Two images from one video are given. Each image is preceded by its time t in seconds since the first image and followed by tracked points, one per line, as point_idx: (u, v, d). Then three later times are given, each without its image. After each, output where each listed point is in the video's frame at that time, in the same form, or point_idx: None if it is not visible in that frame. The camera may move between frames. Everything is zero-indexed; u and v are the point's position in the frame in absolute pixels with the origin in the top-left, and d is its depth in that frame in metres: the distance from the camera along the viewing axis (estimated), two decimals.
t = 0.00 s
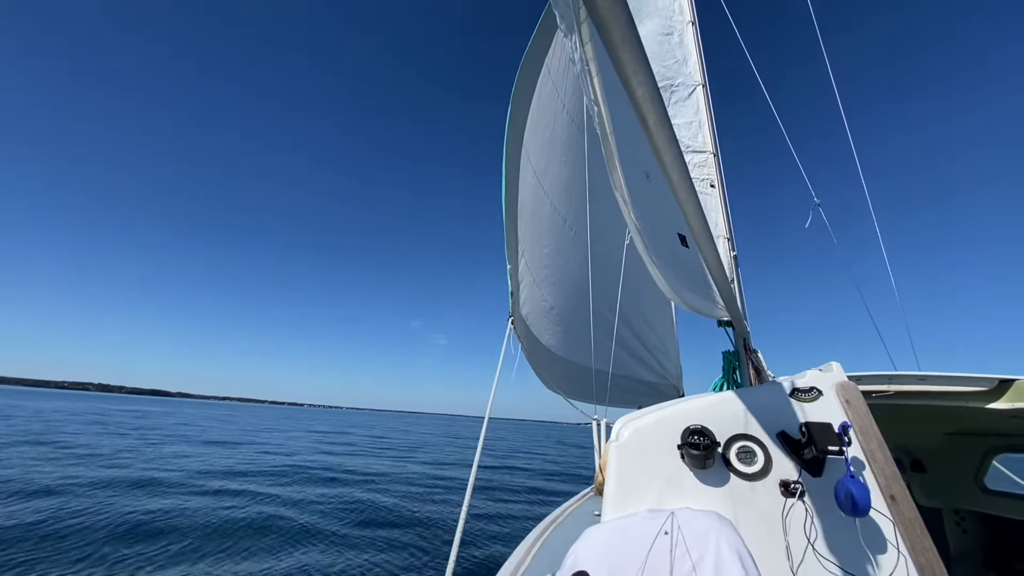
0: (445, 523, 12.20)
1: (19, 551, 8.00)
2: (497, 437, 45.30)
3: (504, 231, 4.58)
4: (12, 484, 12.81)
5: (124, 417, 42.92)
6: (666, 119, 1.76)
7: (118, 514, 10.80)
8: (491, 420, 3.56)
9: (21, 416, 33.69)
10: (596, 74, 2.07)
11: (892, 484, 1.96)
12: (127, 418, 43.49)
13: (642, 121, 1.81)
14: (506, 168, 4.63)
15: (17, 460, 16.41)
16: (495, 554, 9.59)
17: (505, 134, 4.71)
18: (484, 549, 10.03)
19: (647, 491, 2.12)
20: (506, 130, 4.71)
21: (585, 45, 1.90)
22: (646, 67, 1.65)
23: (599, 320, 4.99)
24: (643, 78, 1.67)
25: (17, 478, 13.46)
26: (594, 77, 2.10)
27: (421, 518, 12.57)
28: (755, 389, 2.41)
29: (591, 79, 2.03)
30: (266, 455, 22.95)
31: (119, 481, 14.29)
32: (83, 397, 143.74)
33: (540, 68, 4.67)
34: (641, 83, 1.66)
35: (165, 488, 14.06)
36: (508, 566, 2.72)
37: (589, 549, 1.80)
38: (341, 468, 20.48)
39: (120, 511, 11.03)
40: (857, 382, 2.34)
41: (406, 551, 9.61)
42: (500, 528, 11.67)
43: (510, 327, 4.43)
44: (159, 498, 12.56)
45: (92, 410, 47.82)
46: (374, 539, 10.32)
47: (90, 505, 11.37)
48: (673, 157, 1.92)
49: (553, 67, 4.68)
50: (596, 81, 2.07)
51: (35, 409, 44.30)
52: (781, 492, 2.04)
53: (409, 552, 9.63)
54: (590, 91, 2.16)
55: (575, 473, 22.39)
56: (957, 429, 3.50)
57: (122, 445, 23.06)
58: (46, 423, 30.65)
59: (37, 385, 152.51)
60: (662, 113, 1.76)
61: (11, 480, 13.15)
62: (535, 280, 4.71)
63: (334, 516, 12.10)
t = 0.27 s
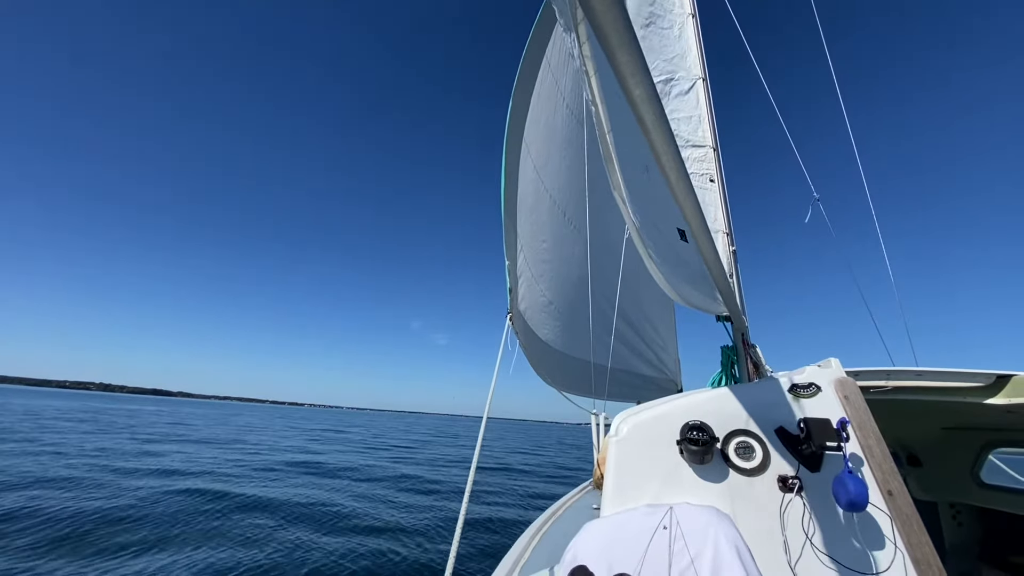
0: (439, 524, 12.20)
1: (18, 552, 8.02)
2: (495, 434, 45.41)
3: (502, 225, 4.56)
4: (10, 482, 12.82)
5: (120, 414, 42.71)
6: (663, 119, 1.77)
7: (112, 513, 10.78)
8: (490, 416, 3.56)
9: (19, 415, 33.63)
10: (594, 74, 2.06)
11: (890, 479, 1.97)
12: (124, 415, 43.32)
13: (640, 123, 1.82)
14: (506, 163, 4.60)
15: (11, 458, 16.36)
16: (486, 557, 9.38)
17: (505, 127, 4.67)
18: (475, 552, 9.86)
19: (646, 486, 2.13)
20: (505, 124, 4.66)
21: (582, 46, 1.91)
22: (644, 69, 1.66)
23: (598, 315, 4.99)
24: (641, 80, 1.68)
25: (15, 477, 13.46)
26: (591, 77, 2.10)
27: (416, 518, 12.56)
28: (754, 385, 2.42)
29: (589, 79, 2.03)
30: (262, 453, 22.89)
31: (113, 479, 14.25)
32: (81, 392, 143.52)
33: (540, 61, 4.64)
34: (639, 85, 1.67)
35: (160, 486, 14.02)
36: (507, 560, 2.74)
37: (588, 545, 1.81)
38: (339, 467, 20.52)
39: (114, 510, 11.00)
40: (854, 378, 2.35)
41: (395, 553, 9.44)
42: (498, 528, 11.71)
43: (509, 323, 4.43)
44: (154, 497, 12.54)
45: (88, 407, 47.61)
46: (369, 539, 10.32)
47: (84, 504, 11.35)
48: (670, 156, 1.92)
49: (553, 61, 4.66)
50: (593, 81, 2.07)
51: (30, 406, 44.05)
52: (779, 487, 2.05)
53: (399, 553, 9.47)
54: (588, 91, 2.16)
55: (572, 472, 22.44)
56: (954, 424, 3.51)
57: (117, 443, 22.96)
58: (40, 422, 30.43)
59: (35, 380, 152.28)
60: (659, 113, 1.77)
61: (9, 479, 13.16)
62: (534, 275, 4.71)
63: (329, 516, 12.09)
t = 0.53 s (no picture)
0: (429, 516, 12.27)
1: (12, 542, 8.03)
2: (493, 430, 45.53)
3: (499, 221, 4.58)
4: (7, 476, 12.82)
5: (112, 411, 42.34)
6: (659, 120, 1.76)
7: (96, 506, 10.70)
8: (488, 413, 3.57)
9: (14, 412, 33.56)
10: (589, 75, 2.06)
11: (883, 475, 1.99)
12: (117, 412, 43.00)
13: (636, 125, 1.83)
14: (504, 159, 4.58)
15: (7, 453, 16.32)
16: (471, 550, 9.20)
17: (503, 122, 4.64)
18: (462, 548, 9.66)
19: (643, 481, 2.15)
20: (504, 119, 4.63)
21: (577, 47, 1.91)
22: (639, 71, 1.66)
23: (596, 311, 5.00)
24: (636, 82, 1.68)
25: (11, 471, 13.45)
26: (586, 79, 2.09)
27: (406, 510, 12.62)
28: (750, 382, 2.43)
29: (584, 80, 2.03)
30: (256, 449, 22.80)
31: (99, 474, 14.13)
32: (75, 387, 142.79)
33: (540, 56, 4.62)
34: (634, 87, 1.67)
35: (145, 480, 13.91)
36: (505, 554, 2.75)
37: (585, 540, 1.83)
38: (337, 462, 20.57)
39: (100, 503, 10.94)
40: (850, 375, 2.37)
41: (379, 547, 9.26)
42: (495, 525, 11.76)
43: (506, 319, 4.44)
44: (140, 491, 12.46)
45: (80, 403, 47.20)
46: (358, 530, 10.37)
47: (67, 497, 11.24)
48: (666, 159, 1.93)
49: (552, 56, 4.66)
50: (588, 82, 2.07)
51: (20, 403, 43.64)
52: (774, 483, 2.07)
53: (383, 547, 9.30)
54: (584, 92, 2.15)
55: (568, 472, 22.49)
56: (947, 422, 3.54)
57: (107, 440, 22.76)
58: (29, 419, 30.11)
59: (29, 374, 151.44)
60: (655, 115, 1.77)
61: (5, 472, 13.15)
62: (531, 271, 4.71)
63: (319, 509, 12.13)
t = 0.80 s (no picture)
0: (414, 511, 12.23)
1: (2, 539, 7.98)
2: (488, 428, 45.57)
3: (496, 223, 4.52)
4: None
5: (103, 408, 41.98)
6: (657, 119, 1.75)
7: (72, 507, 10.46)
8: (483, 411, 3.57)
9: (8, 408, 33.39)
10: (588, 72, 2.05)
11: (876, 475, 2.00)
12: (108, 408, 42.68)
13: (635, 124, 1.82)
14: (501, 158, 4.57)
15: None
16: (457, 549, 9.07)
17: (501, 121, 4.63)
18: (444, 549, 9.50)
19: (637, 480, 2.15)
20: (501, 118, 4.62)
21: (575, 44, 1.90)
22: (638, 69, 1.65)
23: (592, 311, 5.01)
24: (634, 79, 1.68)
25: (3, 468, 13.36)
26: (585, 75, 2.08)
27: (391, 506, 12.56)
28: (745, 382, 2.44)
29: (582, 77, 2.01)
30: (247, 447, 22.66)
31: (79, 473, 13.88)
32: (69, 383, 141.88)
33: (538, 55, 4.63)
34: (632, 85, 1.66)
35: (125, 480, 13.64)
36: (499, 553, 2.76)
37: (579, 538, 1.83)
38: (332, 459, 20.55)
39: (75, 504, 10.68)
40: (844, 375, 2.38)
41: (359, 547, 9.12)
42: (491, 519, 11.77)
43: (501, 319, 4.43)
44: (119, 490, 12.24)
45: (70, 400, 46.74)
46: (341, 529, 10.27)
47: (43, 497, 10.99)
48: (664, 158, 1.93)
49: (550, 55, 4.66)
50: (587, 79, 2.05)
51: (13, 400, 43.46)
52: (768, 482, 2.08)
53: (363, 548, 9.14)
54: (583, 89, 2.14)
55: (563, 469, 22.56)
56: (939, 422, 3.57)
57: (95, 437, 22.54)
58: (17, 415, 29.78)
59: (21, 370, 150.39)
60: (654, 114, 1.77)
61: None
62: (528, 270, 4.72)
63: (303, 506, 12.03)
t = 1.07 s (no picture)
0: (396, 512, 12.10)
1: None
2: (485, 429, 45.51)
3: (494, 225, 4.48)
4: None
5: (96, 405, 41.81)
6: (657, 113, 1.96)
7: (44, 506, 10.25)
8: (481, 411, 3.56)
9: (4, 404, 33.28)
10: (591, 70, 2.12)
11: (872, 478, 2.00)
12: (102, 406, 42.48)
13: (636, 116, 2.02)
14: (500, 161, 4.57)
15: None
16: (443, 551, 8.92)
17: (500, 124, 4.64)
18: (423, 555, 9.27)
19: (633, 482, 2.15)
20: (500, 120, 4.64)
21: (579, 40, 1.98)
22: (639, 63, 1.84)
23: (589, 313, 5.02)
24: (636, 74, 1.86)
25: None
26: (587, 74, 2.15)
27: (373, 507, 12.40)
28: (742, 384, 2.44)
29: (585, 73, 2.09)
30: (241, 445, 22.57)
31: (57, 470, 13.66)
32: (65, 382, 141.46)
33: (538, 58, 4.66)
34: (635, 78, 1.85)
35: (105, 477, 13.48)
36: (495, 554, 2.75)
37: (576, 539, 1.83)
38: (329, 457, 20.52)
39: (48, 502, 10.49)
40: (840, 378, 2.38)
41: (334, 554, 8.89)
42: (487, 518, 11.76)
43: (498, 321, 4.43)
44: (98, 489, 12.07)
45: (64, 397, 46.55)
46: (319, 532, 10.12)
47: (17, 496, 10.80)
48: (663, 147, 2.11)
49: (550, 59, 4.69)
50: (589, 75, 2.12)
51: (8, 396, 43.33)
52: (764, 484, 2.08)
53: (339, 554, 8.94)
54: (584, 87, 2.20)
55: (558, 463, 22.61)
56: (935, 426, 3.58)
57: (89, 435, 22.43)
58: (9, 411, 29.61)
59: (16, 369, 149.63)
60: (653, 106, 1.96)
61: None
62: (526, 273, 4.72)
63: (285, 507, 11.90)
